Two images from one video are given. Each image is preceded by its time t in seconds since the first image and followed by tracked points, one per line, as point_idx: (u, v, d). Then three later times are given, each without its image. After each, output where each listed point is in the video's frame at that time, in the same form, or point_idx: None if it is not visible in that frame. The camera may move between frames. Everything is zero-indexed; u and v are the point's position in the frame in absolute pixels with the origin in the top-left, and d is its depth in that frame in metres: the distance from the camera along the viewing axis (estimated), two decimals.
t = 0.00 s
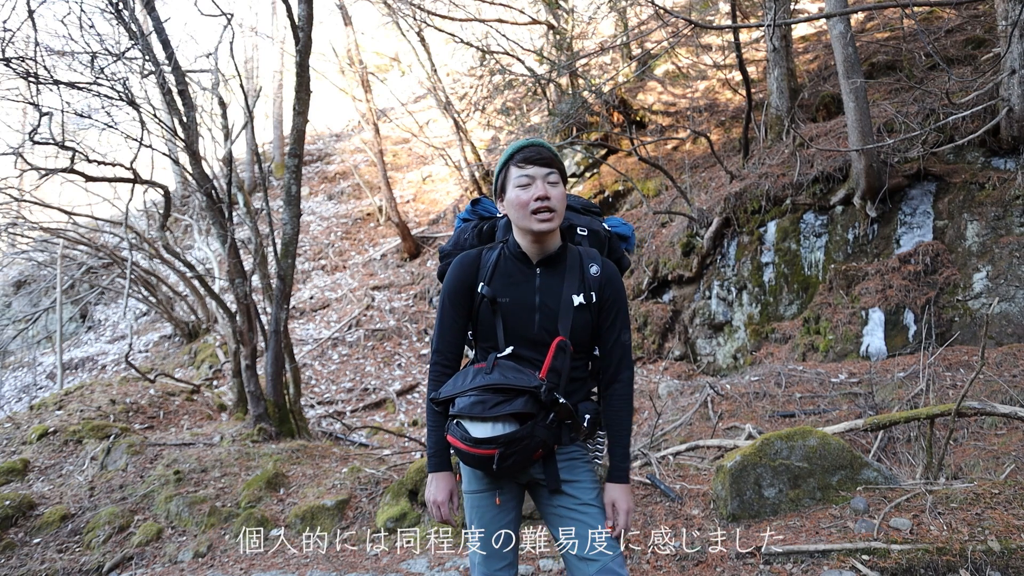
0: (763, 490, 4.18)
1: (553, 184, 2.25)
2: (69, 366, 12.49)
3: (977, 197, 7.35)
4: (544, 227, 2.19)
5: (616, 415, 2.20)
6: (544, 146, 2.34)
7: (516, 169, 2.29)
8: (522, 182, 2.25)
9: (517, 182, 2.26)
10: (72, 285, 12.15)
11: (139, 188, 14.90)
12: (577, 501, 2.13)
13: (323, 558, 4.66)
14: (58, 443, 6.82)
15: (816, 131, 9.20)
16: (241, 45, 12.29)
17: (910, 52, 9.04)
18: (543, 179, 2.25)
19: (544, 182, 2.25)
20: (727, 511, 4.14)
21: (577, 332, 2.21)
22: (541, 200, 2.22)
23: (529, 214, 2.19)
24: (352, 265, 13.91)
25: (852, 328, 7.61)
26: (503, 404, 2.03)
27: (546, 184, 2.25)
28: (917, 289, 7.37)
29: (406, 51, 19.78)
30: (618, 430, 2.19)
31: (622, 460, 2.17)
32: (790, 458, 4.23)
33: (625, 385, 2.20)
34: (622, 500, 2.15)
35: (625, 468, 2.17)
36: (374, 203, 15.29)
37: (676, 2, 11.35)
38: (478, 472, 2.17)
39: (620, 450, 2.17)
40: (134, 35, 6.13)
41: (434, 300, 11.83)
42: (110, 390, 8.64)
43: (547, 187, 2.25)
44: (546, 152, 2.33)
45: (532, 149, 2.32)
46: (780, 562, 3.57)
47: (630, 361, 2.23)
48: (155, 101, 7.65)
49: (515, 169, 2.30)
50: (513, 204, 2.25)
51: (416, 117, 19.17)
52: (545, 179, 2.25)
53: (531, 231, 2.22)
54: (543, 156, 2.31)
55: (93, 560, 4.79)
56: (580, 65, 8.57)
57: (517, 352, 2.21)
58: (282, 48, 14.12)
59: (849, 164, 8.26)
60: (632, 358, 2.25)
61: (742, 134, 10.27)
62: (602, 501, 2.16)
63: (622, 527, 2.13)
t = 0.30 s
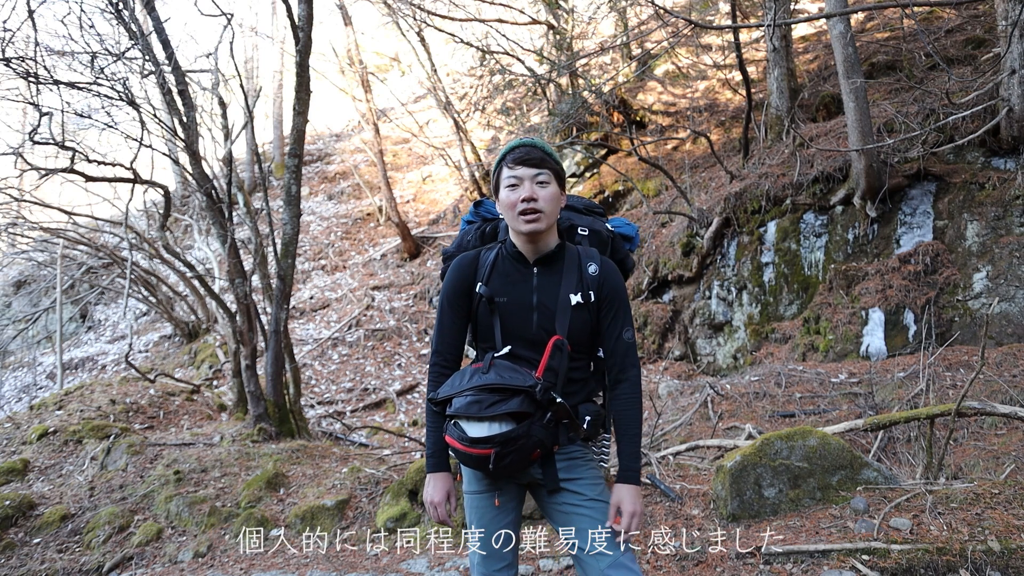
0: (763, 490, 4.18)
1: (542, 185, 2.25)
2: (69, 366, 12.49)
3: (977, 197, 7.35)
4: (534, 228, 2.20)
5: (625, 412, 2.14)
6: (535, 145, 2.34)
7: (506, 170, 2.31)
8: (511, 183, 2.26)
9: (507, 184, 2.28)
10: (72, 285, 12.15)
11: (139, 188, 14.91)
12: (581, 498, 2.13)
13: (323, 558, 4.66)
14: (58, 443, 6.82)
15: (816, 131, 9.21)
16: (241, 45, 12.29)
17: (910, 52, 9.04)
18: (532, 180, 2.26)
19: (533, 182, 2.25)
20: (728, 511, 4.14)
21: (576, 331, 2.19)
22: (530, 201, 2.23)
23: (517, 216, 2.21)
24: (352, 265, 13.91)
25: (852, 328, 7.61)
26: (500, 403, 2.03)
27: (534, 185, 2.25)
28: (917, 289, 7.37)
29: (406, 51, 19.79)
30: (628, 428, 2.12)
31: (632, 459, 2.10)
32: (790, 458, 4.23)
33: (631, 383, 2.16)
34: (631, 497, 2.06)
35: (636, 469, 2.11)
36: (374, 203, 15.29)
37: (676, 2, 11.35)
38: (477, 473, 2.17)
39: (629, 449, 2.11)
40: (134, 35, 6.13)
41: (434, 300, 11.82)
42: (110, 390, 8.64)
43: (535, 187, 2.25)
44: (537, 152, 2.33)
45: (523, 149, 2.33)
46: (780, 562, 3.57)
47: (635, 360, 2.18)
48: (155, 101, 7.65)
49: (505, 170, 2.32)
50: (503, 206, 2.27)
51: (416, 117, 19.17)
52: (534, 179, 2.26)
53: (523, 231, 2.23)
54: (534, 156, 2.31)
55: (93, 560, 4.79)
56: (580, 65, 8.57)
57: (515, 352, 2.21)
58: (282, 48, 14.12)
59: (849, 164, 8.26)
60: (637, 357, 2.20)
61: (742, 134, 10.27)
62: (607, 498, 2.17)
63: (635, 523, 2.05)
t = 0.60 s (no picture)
0: (763, 490, 4.18)
1: (541, 178, 2.25)
2: (69, 366, 12.49)
3: (977, 197, 7.35)
4: (533, 220, 2.20)
5: (617, 408, 2.09)
6: (536, 139, 2.34)
7: (507, 163, 2.32)
8: (511, 176, 2.27)
9: (507, 177, 2.29)
10: (72, 285, 12.15)
11: (139, 188, 14.91)
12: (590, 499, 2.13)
13: (323, 558, 4.66)
14: (58, 443, 6.82)
15: (816, 131, 9.21)
16: (241, 44, 12.30)
17: (910, 52, 9.04)
18: (532, 172, 2.25)
19: (532, 175, 2.25)
20: (727, 511, 4.14)
21: (577, 325, 2.18)
22: (529, 194, 2.23)
23: (516, 208, 2.22)
24: (352, 265, 13.91)
25: (852, 328, 7.61)
26: (500, 399, 2.03)
27: (533, 177, 2.25)
28: (917, 289, 7.37)
29: (406, 51, 19.79)
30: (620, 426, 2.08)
31: (610, 458, 2.05)
32: (790, 458, 4.23)
33: (624, 381, 2.11)
34: (598, 497, 2.02)
35: (613, 468, 2.05)
36: (374, 203, 15.28)
37: (676, 2, 11.36)
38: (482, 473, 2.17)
39: (611, 448, 2.06)
40: (134, 35, 6.13)
41: (434, 300, 11.82)
42: (110, 390, 8.64)
43: (534, 180, 2.25)
44: (537, 145, 2.33)
45: (523, 143, 2.34)
46: (780, 562, 3.57)
47: (632, 355, 2.15)
48: (155, 101, 7.65)
49: (506, 163, 2.33)
50: (503, 199, 2.29)
51: (416, 117, 19.17)
52: (534, 172, 2.25)
53: (522, 224, 2.23)
54: (534, 149, 2.31)
55: (93, 560, 4.79)
56: (580, 65, 8.57)
57: (517, 347, 2.21)
58: (282, 48, 14.12)
59: (849, 164, 8.26)
60: (636, 353, 2.16)
61: (742, 134, 10.27)
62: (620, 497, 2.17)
63: (598, 523, 2.01)
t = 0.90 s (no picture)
0: (763, 490, 4.18)
1: (542, 177, 2.25)
2: (69, 366, 12.49)
3: (977, 197, 7.36)
4: (534, 218, 2.21)
5: (627, 406, 2.09)
6: (536, 137, 2.33)
7: (507, 163, 2.31)
8: (511, 176, 2.27)
9: (507, 177, 2.29)
10: (72, 285, 12.16)
11: (139, 188, 14.91)
12: (596, 500, 2.12)
13: (323, 558, 4.66)
14: (58, 443, 6.82)
15: (816, 131, 9.21)
16: (241, 44, 12.30)
17: (910, 52, 9.04)
18: (532, 173, 2.25)
19: (533, 175, 2.25)
20: (728, 511, 4.14)
21: (580, 322, 2.18)
22: (530, 194, 2.24)
23: (517, 209, 2.23)
24: (352, 265, 13.91)
25: (852, 328, 7.61)
26: (503, 396, 2.03)
27: (534, 177, 2.25)
28: (917, 289, 7.37)
29: (406, 51, 19.79)
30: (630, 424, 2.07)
31: (630, 456, 2.04)
32: (790, 458, 4.23)
33: (634, 377, 2.11)
34: (623, 496, 2.01)
35: (634, 467, 2.03)
36: (374, 203, 15.28)
37: (676, 2, 11.36)
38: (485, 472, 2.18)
39: (629, 446, 2.04)
40: (134, 35, 6.13)
41: (434, 300, 11.82)
42: (110, 390, 8.64)
43: (535, 180, 2.25)
44: (536, 144, 2.32)
45: (523, 142, 2.32)
46: (780, 561, 3.57)
47: (640, 353, 2.14)
48: (155, 101, 7.65)
49: (506, 163, 2.32)
50: (505, 199, 2.29)
51: (416, 117, 19.18)
52: (534, 173, 2.25)
53: (524, 222, 2.24)
54: (533, 148, 2.30)
55: (93, 560, 4.79)
56: (581, 65, 8.57)
57: (519, 344, 2.21)
58: (282, 48, 14.12)
59: (849, 164, 8.26)
60: (642, 350, 2.15)
61: (742, 134, 10.27)
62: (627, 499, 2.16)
63: (626, 522, 2.00)
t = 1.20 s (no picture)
0: (763, 490, 4.18)
1: (540, 174, 2.25)
2: (69, 366, 12.49)
3: (977, 197, 7.35)
4: (532, 218, 2.21)
5: (622, 409, 2.09)
6: (533, 137, 2.35)
7: (505, 160, 2.31)
8: (509, 173, 2.27)
9: (505, 174, 2.29)
10: (72, 285, 12.15)
11: (139, 188, 14.91)
12: (591, 500, 2.12)
13: (323, 558, 4.66)
14: (58, 443, 6.82)
15: (816, 131, 9.21)
16: (241, 45, 12.30)
17: (910, 52, 9.04)
18: (531, 169, 2.26)
19: (531, 172, 2.26)
20: (728, 511, 4.14)
21: (576, 325, 2.18)
22: (528, 190, 2.23)
23: (515, 205, 2.22)
24: (352, 265, 13.91)
25: (852, 328, 7.60)
26: (499, 400, 2.03)
27: (532, 174, 2.25)
28: (917, 289, 7.37)
29: (406, 51, 19.81)
30: (625, 426, 2.08)
31: (632, 459, 2.05)
32: (790, 458, 4.23)
33: (630, 380, 2.12)
34: (627, 500, 2.03)
35: (634, 470, 2.05)
36: (374, 203, 15.29)
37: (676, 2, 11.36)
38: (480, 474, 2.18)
39: (629, 448, 2.05)
40: (134, 35, 6.13)
41: (435, 301, 11.83)
42: (110, 390, 8.65)
43: (533, 177, 2.25)
44: (534, 143, 2.34)
45: (521, 141, 2.34)
46: (780, 562, 3.57)
47: (636, 356, 2.14)
48: (155, 101, 7.65)
49: (504, 160, 2.32)
50: (501, 195, 2.28)
51: (416, 117, 19.18)
52: (532, 169, 2.26)
53: (521, 221, 2.23)
54: (530, 147, 2.31)
55: (93, 560, 4.79)
56: (581, 65, 8.57)
57: (515, 348, 2.21)
58: (282, 48, 14.11)
59: (849, 164, 8.26)
60: (639, 353, 2.16)
61: (742, 134, 10.27)
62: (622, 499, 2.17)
63: (631, 525, 2.01)
